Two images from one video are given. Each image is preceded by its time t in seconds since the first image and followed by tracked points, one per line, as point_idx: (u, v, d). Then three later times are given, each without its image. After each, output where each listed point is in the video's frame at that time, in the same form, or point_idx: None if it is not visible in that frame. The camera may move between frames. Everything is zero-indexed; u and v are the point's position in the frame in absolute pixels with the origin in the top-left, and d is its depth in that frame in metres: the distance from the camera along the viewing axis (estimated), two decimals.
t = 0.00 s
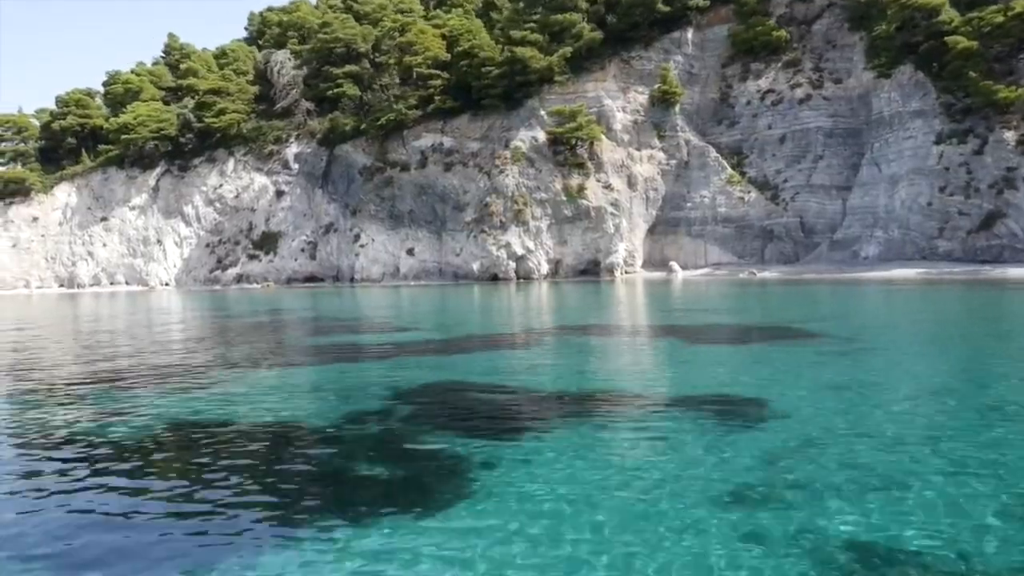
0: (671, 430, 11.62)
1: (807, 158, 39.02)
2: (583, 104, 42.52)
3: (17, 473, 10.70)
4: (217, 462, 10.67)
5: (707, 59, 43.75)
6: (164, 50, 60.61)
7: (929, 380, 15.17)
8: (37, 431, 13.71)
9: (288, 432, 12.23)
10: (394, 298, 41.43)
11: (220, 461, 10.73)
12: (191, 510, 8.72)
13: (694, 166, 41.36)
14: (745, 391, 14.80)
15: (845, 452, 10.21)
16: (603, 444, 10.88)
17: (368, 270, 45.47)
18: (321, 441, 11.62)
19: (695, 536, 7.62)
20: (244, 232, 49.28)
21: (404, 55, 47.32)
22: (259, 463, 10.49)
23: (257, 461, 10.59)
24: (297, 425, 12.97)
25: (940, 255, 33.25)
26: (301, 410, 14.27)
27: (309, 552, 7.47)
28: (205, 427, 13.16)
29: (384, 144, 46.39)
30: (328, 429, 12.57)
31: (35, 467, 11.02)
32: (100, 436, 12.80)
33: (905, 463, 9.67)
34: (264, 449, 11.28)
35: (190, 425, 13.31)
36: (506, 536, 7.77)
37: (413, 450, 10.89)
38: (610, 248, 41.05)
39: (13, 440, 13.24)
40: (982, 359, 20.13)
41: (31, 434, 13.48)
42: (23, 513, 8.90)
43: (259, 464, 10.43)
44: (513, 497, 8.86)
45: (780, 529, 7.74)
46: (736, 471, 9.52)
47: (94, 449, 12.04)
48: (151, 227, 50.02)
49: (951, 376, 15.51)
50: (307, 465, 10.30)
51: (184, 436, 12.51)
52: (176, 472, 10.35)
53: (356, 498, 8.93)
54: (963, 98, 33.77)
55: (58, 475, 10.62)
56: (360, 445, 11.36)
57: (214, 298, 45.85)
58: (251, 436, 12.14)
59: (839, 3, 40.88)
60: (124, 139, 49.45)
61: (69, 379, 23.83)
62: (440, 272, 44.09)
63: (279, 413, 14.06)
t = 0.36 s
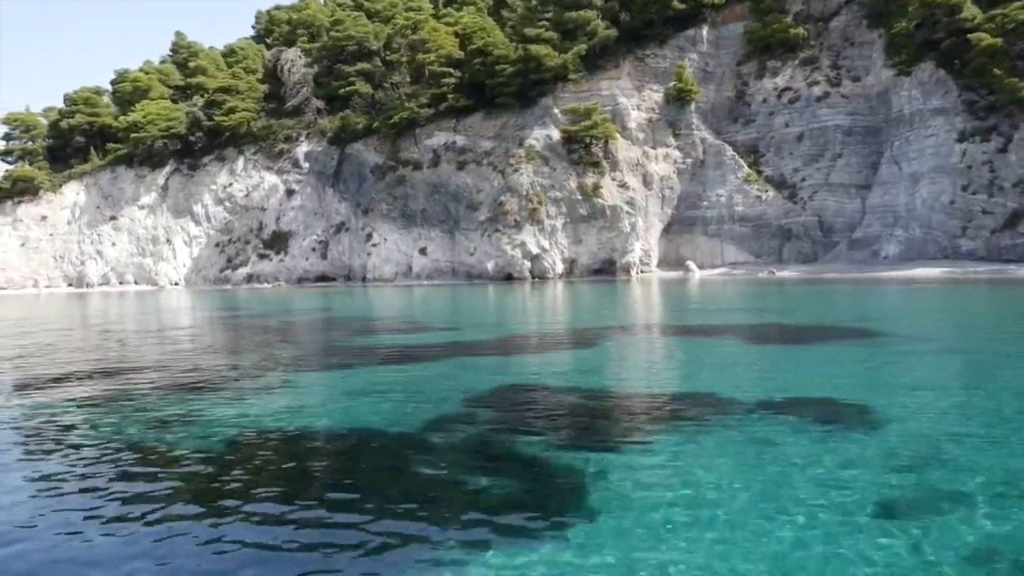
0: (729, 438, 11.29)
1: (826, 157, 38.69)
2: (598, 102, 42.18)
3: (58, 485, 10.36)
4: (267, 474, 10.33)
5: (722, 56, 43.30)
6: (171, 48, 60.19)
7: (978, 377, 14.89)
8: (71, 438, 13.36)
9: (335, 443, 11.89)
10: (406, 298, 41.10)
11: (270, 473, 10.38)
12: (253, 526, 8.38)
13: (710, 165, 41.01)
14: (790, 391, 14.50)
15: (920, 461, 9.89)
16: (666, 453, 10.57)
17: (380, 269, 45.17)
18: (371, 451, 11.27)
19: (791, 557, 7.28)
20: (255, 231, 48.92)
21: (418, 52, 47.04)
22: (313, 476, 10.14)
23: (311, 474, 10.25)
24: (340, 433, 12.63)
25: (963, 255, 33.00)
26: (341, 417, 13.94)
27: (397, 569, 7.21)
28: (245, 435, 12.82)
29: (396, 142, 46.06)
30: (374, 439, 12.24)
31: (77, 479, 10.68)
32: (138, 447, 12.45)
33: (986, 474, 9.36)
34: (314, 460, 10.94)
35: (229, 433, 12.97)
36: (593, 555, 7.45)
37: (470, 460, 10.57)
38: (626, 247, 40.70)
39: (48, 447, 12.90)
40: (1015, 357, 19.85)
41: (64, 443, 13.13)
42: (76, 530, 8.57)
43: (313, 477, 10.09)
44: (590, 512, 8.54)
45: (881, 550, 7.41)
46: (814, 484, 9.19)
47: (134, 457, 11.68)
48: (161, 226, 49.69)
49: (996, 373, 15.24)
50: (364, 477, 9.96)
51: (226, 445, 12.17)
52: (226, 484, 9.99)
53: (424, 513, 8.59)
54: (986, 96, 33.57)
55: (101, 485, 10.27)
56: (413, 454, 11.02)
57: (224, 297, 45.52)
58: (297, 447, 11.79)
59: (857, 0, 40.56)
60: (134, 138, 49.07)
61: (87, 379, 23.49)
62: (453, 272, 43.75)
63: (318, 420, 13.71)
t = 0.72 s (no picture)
0: (793, 443, 10.97)
1: (844, 155, 38.35)
2: (613, 100, 41.86)
3: (101, 490, 9.99)
4: (320, 481, 9.97)
5: (737, 54, 43.03)
6: (179, 46, 59.86)
7: None
8: (104, 443, 13.00)
9: (383, 451, 11.54)
10: (419, 297, 40.73)
11: (323, 481, 10.02)
12: (318, 534, 8.02)
13: (726, 163, 40.66)
14: (841, 393, 14.12)
15: (997, 467, 9.59)
16: (732, 459, 10.22)
17: (392, 269, 44.82)
18: (424, 458, 10.92)
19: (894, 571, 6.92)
20: (265, 230, 48.53)
21: (431, 50, 46.78)
22: (368, 484, 9.78)
23: (366, 482, 9.88)
24: (385, 440, 12.28)
25: (987, 253, 32.66)
26: (382, 423, 13.56)
27: None
28: (286, 441, 12.46)
29: (408, 140, 45.72)
30: (422, 447, 11.87)
31: (120, 484, 10.31)
32: (176, 452, 12.08)
33: None
34: (366, 468, 10.58)
35: (270, 439, 12.62)
36: (682, 566, 7.09)
37: (530, 467, 10.22)
38: (642, 245, 40.27)
39: (82, 452, 12.53)
40: None
41: (98, 447, 12.76)
42: (130, 538, 8.20)
43: (369, 485, 9.73)
44: (668, 520, 8.19)
45: (986, 564, 7.06)
46: (894, 492, 8.84)
47: (175, 463, 11.32)
48: (170, 225, 49.34)
49: None
50: (423, 485, 9.59)
51: (268, 452, 11.81)
52: (278, 490, 9.62)
53: (495, 521, 8.24)
54: (1009, 93, 33.28)
55: (147, 490, 9.91)
56: (468, 461, 10.68)
57: (234, 297, 45.13)
58: (343, 455, 11.44)
59: None
60: (143, 136, 48.70)
61: (107, 380, 23.12)
62: (466, 271, 43.34)
63: (359, 428, 13.35)
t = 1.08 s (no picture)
0: (859, 441, 10.62)
1: (863, 152, 38.00)
2: (629, 98, 41.48)
3: (148, 497, 9.59)
4: (376, 487, 9.60)
5: (752, 52, 42.68)
6: (186, 44, 59.44)
7: None
8: (139, 445, 12.60)
9: (434, 453, 11.17)
10: (432, 297, 40.36)
11: (379, 487, 9.64)
12: (389, 544, 7.63)
13: (742, 161, 40.30)
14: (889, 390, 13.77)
15: None
16: (802, 459, 9.84)
17: (404, 268, 44.45)
18: (478, 460, 10.55)
19: None
20: (275, 229, 48.16)
21: (444, 48, 46.44)
22: (428, 489, 9.40)
23: (424, 487, 9.50)
24: (430, 439, 11.91)
25: (1011, 252, 32.56)
26: (424, 423, 13.19)
27: None
28: (329, 443, 12.08)
29: (420, 139, 45.35)
30: (471, 445, 11.54)
31: (166, 489, 9.92)
32: (216, 454, 11.69)
33: None
34: (421, 473, 10.21)
35: (311, 440, 12.24)
36: (784, 571, 6.74)
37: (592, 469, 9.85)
38: (658, 245, 39.91)
39: (117, 454, 12.14)
40: None
41: (134, 448, 12.37)
42: (189, 549, 7.81)
43: (429, 490, 9.35)
44: (754, 524, 7.81)
45: None
46: (982, 496, 8.50)
47: (220, 466, 10.94)
48: (179, 224, 49.00)
49: None
50: (485, 489, 9.22)
51: (313, 454, 11.44)
52: (334, 497, 9.24)
53: (572, 527, 7.86)
54: None
55: (196, 497, 9.52)
56: (526, 462, 10.31)
57: (244, 296, 44.77)
58: (392, 458, 11.07)
59: None
60: (151, 135, 48.28)
61: (126, 380, 22.72)
62: (479, 270, 42.95)
63: (400, 428, 12.97)
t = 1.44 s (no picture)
0: (927, 437, 10.24)
1: (881, 151, 37.64)
2: (643, 95, 41.11)
3: (192, 493, 9.15)
4: (431, 483, 9.18)
5: (767, 49, 42.32)
6: (193, 42, 59.02)
7: None
8: (173, 438, 12.16)
9: (483, 447, 10.78)
10: (444, 296, 39.97)
11: (435, 483, 9.21)
12: (460, 542, 7.20)
13: (758, 160, 39.92)
14: (940, 387, 13.39)
15: None
16: (875, 458, 9.43)
17: (416, 267, 44.04)
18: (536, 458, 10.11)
19: None
20: (284, 228, 47.79)
21: (456, 45, 46.10)
22: (488, 487, 8.97)
23: (485, 486, 9.07)
24: (476, 438, 11.54)
25: None
26: (466, 418, 12.76)
27: None
28: (371, 437, 11.62)
29: (431, 137, 44.98)
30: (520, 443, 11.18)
31: (210, 485, 9.50)
32: (255, 448, 11.26)
33: None
34: (476, 468, 9.76)
35: (352, 435, 11.80)
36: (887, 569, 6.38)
37: (658, 467, 9.42)
38: (673, 244, 39.51)
39: (151, 448, 11.69)
40: None
41: (167, 442, 11.93)
42: (247, 547, 7.36)
43: (489, 488, 8.90)
44: (843, 523, 7.40)
45: None
46: None
47: (261, 461, 10.50)
48: (188, 223, 48.65)
49: None
50: (550, 488, 8.78)
51: (357, 448, 10.98)
52: (388, 494, 8.82)
53: (652, 524, 7.46)
54: None
55: (243, 493, 9.08)
56: (585, 460, 9.88)
57: (254, 296, 44.37)
58: (441, 453, 10.62)
59: None
60: (160, 133, 47.88)
61: (144, 379, 22.28)
62: (491, 270, 42.55)
63: (443, 422, 12.55)
